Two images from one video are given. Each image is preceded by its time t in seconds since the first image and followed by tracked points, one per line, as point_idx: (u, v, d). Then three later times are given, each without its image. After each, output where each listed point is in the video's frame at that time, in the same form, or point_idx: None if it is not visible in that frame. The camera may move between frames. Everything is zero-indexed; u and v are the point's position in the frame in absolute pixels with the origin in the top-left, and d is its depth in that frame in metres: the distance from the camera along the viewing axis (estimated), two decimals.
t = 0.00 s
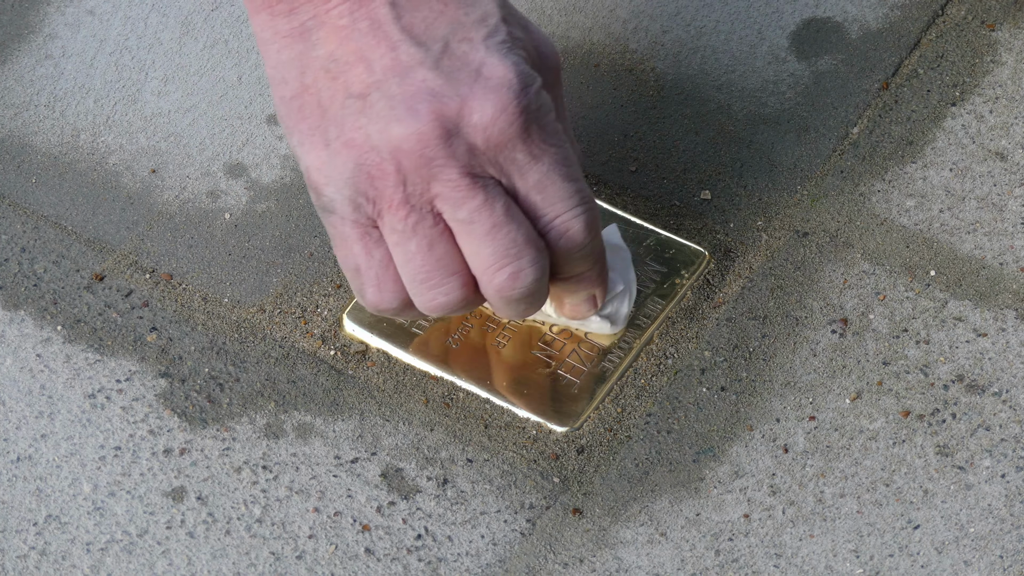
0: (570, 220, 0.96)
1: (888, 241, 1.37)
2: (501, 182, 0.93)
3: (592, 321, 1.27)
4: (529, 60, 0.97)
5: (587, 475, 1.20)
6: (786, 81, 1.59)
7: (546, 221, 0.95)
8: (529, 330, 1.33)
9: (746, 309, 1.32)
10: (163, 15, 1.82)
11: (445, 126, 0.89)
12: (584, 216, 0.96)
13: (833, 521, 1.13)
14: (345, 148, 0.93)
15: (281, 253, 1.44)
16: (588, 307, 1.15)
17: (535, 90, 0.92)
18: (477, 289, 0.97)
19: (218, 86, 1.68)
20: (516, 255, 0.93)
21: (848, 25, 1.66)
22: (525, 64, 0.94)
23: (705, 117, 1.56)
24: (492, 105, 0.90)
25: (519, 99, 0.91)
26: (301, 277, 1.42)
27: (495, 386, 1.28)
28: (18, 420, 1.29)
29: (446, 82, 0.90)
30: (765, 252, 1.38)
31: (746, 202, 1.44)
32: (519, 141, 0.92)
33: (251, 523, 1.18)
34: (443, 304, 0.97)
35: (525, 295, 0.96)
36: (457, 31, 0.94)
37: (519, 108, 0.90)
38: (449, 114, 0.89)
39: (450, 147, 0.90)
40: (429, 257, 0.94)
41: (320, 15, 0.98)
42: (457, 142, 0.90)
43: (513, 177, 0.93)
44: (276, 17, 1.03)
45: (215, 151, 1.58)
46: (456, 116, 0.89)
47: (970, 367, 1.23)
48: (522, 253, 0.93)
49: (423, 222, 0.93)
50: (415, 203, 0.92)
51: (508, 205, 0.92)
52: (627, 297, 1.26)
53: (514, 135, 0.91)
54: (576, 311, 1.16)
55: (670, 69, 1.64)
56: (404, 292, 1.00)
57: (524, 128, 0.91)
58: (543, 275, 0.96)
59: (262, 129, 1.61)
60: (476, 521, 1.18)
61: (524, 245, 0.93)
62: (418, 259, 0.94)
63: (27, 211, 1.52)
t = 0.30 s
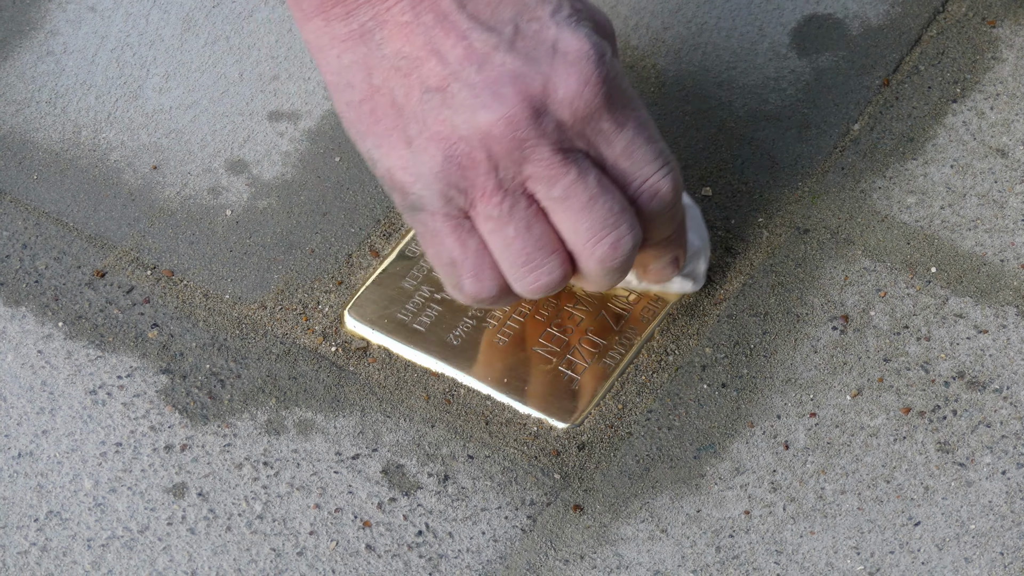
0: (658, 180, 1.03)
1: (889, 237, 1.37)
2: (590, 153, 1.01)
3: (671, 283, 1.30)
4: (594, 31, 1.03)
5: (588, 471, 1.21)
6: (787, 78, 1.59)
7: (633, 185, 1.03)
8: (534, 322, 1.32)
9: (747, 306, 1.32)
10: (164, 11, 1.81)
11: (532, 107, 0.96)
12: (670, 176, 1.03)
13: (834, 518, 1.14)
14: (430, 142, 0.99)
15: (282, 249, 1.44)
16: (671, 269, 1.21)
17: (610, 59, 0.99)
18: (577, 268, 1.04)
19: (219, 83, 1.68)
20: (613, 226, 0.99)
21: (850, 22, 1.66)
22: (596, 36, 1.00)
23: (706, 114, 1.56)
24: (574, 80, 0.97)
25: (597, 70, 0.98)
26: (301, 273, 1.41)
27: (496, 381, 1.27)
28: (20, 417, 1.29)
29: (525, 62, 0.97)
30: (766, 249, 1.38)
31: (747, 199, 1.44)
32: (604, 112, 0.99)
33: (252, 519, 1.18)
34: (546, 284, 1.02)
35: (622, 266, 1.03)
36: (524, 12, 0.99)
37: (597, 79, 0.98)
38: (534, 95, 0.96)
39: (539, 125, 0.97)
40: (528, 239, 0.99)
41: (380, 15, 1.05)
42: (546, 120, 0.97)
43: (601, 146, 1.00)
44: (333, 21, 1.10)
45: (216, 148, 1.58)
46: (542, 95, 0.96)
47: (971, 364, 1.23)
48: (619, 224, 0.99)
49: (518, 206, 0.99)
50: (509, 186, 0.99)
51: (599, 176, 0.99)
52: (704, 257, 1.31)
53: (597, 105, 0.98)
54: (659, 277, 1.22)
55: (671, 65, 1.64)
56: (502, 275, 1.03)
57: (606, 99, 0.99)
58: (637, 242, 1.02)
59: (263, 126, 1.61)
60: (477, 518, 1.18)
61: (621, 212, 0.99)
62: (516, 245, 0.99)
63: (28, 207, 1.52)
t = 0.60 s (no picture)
0: (523, 321, 0.93)
1: (890, 236, 1.37)
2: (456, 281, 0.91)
3: (540, 421, 1.16)
4: (486, 152, 0.94)
5: (589, 470, 1.21)
6: (788, 77, 1.59)
7: (497, 322, 0.93)
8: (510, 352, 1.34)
9: (748, 305, 1.32)
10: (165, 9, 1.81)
11: (400, 224, 0.87)
12: (534, 319, 0.93)
13: (834, 516, 1.14)
14: (294, 244, 0.89)
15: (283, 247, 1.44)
16: (541, 408, 1.06)
17: (492, 189, 0.91)
18: (431, 391, 0.94)
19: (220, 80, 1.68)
20: (470, 355, 0.89)
21: (850, 20, 1.65)
22: (483, 159, 0.92)
23: (707, 112, 1.56)
24: (449, 203, 0.88)
25: (475, 197, 0.89)
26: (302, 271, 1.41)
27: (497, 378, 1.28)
28: (21, 415, 1.29)
29: (401, 176, 0.88)
30: (766, 247, 1.38)
31: (747, 198, 1.44)
32: (473, 241, 0.90)
33: (253, 517, 1.19)
34: (398, 404, 0.92)
35: (481, 396, 0.92)
36: (413, 125, 0.91)
37: (474, 208, 0.89)
38: (403, 210, 0.87)
39: (405, 245, 0.87)
40: (382, 357, 0.90)
41: (273, 104, 0.94)
42: (413, 241, 0.87)
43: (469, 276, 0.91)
44: (228, 103, 0.97)
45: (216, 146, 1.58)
46: (412, 215, 0.87)
47: (972, 362, 1.23)
48: (477, 354, 0.89)
49: (376, 320, 0.89)
50: (370, 300, 0.89)
51: (464, 306, 0.90)
52: (581, 398, 1.18)
53: (470, 233, 0.89)
54: (528, 413, 1.07)
55: (671, 64, 1.64)
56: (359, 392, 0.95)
57: (480, 228, 0.90)
58: (498, 375, 0.92)
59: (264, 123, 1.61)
60: (477, 516, 1.18)
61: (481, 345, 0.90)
62: (372, 357, 0.90)
63: (29, 205, 1.52)
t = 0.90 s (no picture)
0: (654, 195, 1.02)
1: (891, 235, 1.37)
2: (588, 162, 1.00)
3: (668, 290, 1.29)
4: (595, 39, 1.01)
5: (591, 469, 1.21)
6: (790, 76, 1.59)
7: (632, 199, 1.01)
8: (531, 323, 1.32)
9: (750, 304, 1.32)
10: (167, 8, 1.81)
11: (530, 110, 0.94)
12: (665, 194, 1.02)
13: (836, 516, 1.14)
14: (429, 145, 0.97)
15: (285, 247, 1.44)
16: (668, 276, 1.20)
17: (609, 68, 0.98)
18: (574, 273, 1.03)
19: (221, 80, 1.68)
20: (610, 232, 0.98)
21: (852, 20, 1.65)
22: (596, 44, 0.99)
23: (709, 112, 1.56)
24: (572, 84, 0.95)
25: (595, 77, 0.96)
26: (304, 271, 1.41)
27: (498, 379, 1.27)
28: (23, 413, 1.29)
29: (521, 66, 0.95)
30: (768, 247, 1.38)
31: (749, 197, 1.44)
32: (600, 120, 0.97)
33: (255, 516, 1.19)
34: (545, 287, 1.01)
35: (620, 270, 1.01)
36: (525, 18, 0.97)
37: (597, 85, 0.96)
38: (531, 97, 0.94)
39: (536, 130, 0.95)
40: (528, 243, 0.98)
41: (381, 18, 1.01)
42: (544, 125, 0.95)
43: (601, 155, 0.99)
44: (337, 26, 1.06)
45: (218, 145, 1.58)
46: (539, 100, 0.95)
47: (974, 362, 1.23)
48: (617, 230, 0.98)
49: (517, 209, 0.98)
50: (508, 189, 0.97)
51: (599, 182, 0.98)
52: (703, 266, 1.29)
53: (595, 114, 0.97)
54: (655, 282, 1.21)
55: (673, 63, 1.64)
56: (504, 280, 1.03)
57: (603, 106, 0.97)
58: (635, 250, 1.01)
59: (266, 122, 1.61)
60: (479, 515, 1.18)
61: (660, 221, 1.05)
62: (517, 245, 0.98)
63: (31, 204, 1.52)
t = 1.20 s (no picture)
0: (589, 260, 0.87)
1: (891, 236, 1.37)
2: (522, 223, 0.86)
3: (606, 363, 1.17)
4: (544, 90, 0.90)
5: (590, 470, 1.21)
6: (789, 77, 1.59)
7: (565, 263, 0.87)
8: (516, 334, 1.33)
9: (749, 305, 1.32)
10: (167, 9, 1.81)
11: (467, 167, 0.83)
12: (600, 258, 0.88)
13: (835, 516, 1.14)
14: (363, 198, 0.84)
15: (284, 248, 1.44)
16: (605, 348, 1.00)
17: (554, 124, 0.87)
18: (504, 338, 0.88)
19: (220, 80, 1.68)
20: (543, 296, 0.84)
21: (851, 20, 1.65)
22: (542, 97, 0.88)
23: (708, 112, 1.56)
24: (512, 140, 0.84)
25: (537, 134, 0.85)
26: (303, 271, 1.41)
27: (496, 381, 1.28)
28: (22, 415, 1.29)
29: (462, 119, 0.84)
30: (767, 247, 1.38)
31: (749, 197, 1.44)
32: (538, 178, 0.85)
33: (254, 517, 1.19)
34: (473, 352, 0.87)
35: (553, 339, 0.87)
36: (470, 69, 0.87)
37: (538, 141, 0.85)
38: (469, 153, 0.83)
39: (473, 186, 0.83)
40: (457, 305, 0.85)
41: (325, 66, 0.89)
42: (482, 181, 0.83)
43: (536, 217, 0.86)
44: (278, 71, 0.93)
45: (218, 146, 1.58)
46: (477, 155, 0.83)
47: (973, 363, 1.23)
48: (549, 293, 0.85)
49: (449, 267, 0.85)
50: (439, 249, 0.84)
51: (534, 246, 0.85)
52: (643, 336, 1.16)
53: (536, 171, 0.85)
54: (591, 356, 1.02)
55: (672, 64, 1.64)
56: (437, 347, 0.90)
57: (545, 164, 0.86)
58: (569, 316, 0.87)
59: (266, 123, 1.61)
60: (478, 516, 1.18)
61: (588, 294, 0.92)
62: (445, 309, 0.85)
63: (30, 205, 1.52)
